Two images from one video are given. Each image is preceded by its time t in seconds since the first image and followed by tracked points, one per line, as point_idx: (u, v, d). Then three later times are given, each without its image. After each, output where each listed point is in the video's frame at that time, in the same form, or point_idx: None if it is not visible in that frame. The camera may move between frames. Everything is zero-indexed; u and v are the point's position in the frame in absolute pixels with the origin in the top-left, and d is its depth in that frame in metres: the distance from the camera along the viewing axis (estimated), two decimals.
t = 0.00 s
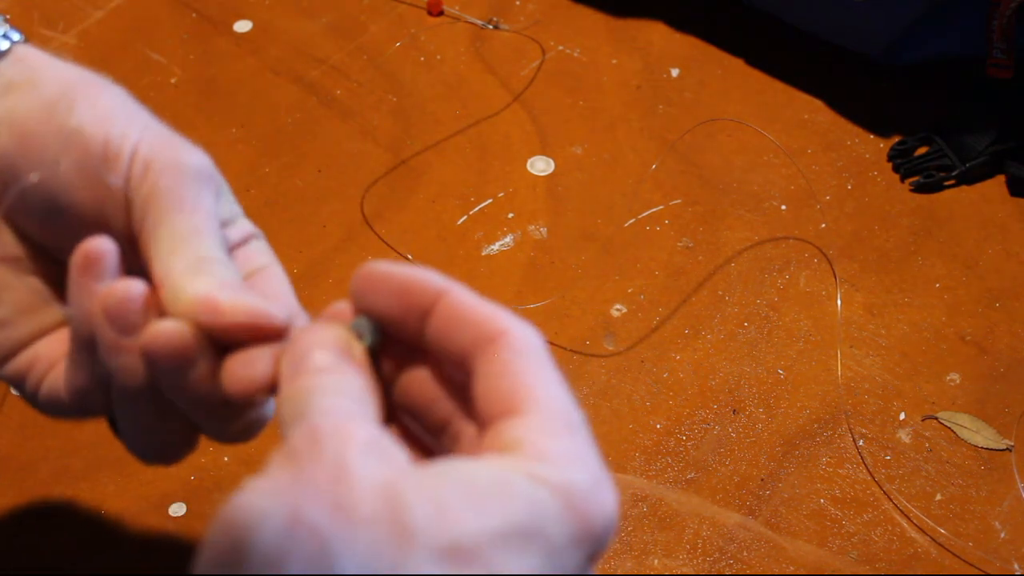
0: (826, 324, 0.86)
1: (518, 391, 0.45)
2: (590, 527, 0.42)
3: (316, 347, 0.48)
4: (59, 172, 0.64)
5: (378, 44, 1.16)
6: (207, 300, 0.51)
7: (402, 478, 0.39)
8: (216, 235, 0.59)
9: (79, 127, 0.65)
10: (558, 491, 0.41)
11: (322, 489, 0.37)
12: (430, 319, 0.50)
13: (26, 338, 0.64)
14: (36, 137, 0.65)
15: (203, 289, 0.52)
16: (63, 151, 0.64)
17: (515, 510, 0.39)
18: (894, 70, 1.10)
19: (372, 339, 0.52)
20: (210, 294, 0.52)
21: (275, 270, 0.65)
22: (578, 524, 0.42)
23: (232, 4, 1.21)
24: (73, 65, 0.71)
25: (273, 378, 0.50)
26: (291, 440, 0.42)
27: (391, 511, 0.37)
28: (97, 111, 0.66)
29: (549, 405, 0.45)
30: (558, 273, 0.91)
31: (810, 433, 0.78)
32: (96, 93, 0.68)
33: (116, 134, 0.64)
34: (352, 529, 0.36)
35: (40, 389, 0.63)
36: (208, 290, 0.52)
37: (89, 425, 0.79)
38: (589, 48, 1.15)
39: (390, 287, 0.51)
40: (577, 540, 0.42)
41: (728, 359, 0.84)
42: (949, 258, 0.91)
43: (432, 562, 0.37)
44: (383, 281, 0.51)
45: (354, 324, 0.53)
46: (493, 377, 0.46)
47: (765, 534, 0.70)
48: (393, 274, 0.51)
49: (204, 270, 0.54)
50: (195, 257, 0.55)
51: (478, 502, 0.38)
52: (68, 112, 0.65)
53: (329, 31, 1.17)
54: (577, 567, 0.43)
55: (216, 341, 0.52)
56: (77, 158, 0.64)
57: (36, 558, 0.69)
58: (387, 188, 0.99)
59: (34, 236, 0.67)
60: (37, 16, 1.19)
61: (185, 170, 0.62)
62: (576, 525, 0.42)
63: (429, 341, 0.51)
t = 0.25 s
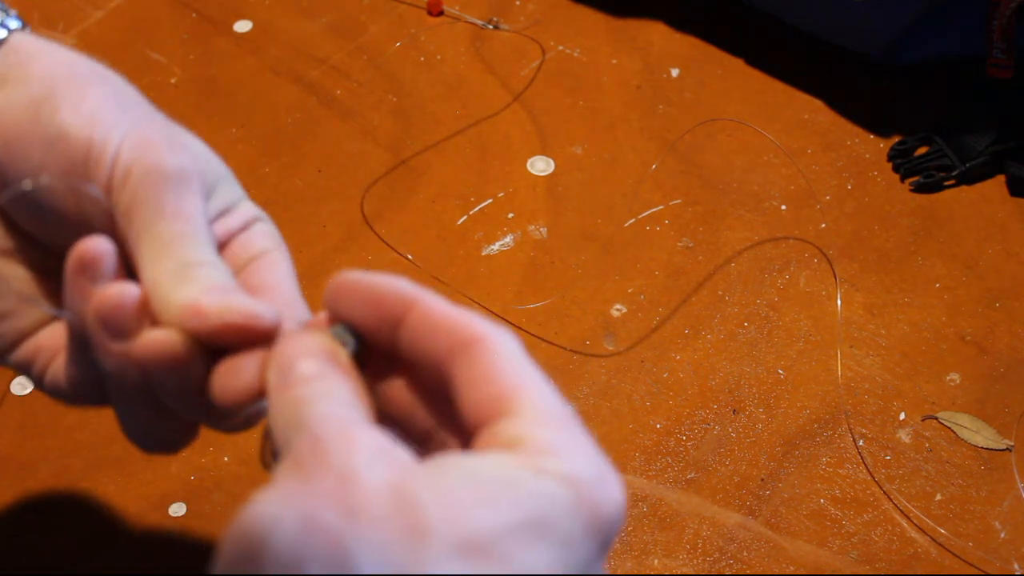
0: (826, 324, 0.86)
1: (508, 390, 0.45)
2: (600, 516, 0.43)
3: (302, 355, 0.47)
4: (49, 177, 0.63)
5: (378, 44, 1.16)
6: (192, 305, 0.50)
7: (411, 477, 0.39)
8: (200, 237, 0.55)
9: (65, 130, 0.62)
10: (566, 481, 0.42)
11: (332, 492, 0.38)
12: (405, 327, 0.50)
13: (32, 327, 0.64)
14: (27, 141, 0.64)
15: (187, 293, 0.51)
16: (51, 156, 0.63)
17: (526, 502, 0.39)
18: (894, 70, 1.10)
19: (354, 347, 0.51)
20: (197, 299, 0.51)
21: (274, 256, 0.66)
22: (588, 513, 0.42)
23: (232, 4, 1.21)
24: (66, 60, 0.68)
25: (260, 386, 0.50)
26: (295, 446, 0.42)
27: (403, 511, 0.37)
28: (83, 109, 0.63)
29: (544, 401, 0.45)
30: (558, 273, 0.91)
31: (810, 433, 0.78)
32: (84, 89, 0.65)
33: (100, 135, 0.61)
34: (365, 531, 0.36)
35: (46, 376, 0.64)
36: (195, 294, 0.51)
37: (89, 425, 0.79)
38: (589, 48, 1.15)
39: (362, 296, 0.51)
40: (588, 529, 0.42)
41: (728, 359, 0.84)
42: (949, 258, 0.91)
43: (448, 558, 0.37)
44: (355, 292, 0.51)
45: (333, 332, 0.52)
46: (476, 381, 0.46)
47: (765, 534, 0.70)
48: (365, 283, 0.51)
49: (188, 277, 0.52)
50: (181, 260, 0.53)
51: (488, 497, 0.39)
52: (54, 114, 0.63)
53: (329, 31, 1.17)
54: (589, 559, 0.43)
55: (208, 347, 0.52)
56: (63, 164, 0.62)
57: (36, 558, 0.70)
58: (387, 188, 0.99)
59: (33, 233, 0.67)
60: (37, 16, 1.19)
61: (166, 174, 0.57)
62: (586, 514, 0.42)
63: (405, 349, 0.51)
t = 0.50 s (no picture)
0: (826, 324, 0.86)
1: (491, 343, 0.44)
2: (610, 444, 0.42)
3: (293, 338, 0.47)
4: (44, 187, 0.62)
5: (378, 44, 1.16)
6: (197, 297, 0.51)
7: (410, 424, 0.38)
8: (203, 240, 0.55)
9: (62, 140, 0.61)
10: (569, 414, 0.40)
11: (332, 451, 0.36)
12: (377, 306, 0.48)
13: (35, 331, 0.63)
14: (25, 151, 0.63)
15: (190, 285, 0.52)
16: (48, 165, 0.61)
17: (531, 434, 0.38)
18: (894, 70, 1.10)
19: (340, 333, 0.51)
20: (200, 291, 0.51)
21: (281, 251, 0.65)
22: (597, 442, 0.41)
23: (232, 4, 1.21)
24: (66, 70, 0.67)
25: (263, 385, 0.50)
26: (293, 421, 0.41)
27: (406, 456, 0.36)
28: (80, 119, 0.62)
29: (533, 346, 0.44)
30: (558, 273, 0.91)
31: (810, 433, 0.78)
32: (82, 99, 0.64)
33: (98, 145, 0.60)
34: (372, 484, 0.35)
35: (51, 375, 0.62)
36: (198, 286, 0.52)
37: (89, 425, 0.79)
38: (589, 48, 1.15)
39: (332, 285, 0.49)
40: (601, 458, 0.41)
41: (728, 359, 0.84)
42: (949, 258, 0.91)
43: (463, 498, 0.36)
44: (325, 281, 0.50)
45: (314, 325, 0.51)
46: (457, 343, 0.44)
47: (765, 534, 0.71)
48: (335, 268, 0.50)
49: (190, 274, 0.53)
50: (183, 256, 0.54)
51: (492, 434, 0.37)
52: (52, 124, 0.62)
53: (329, 31, 1.17)
54: (603, 488, 0.42)
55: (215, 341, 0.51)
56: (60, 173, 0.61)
57: (36, 558, 0.70)
58: (387, 188, 0.99)
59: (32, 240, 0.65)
60: (37, 16, 1.19)
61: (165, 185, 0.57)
62: (595, 442, 0.41)
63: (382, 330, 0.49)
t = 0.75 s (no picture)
0: (826, 324, 0.86)
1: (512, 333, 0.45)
2: (626, 441, 0.42)
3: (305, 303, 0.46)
4: (42, 192, 0.60)
5: (378, 44, 1.16)
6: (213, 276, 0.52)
7: (436, 409, 0.38)
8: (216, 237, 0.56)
9: (66, 144, 0.60)
10: (588, 410, 0.41)
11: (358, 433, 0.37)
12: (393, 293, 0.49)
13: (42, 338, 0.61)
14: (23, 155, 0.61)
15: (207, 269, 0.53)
16: (48, 168, 0.60)
17: (553, 429, 0.39)
18: (894, 70, 1.10)
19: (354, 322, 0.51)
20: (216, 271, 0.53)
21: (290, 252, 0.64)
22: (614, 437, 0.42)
23: (232, 4, 1.21)
24: (67, 79, 0.66)
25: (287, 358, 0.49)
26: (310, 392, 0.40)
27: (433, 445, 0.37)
28: (86, 124, 0.62)
29: (549, 339, 0.45)
30: (558, 273, 0.91)
31: (810, 433, 0.78)
32: (86, 107, 0.63)
33: (106, 151, 0.60)
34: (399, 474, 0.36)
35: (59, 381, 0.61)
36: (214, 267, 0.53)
37: (89, 425, 0.79)
38: (589, 48, 1.15)
39: (341, 270, 0.50)
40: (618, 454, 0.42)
41: (728, 359, 0.84)
42: (949, 258, 0.91)
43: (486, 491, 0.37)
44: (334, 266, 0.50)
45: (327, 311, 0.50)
46: (476, 328, 0.46)
47: (765, 534, 0.71)
48: (347, 254, 0.50)
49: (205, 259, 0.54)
50: (198, 241, 0.55)
51: (516, 426, 0.38)
52: (55, 128, 0.61)
53: (329, 31, 1.17)
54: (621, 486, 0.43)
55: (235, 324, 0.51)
56: (61, 176, 0.60)
57: (36, 558, 0.70)
58: (387, 188, 0.99)
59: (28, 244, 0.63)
60: (37, 16, 1.19)
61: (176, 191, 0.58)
62: (613, 439, 0.42)
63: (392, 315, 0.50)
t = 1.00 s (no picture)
0: (826, 324, 0.86)
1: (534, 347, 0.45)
2: (642, 476, 0.42)
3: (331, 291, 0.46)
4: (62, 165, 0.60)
5: (378, 44, 1.16)
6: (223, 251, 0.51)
7: (460, 431, 0.38)
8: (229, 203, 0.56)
9: (82, 117, 0.61)
10: (608, 441, 0.41)
11: (381, 447, 0.37)
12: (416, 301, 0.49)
13: (55, 324, 0.62)
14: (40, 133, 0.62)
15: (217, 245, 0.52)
16: (67, 143, 0.61)
17: (572, 459, 0.38)
18: (893, 70, 1.10)
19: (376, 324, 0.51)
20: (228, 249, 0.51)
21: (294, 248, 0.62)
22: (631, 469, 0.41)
23: (232, 4, 1.21)
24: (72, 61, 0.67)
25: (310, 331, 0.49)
26: (331, 387, 0.41)
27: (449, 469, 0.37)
28: (101, 97, 0.63)
29: (573, 357, 0.45)
30: (558, 273, 0.91)
31: (810, 433, 0.78)
32: (97, 82, 0.64)
33: (122, 120, 0.61)
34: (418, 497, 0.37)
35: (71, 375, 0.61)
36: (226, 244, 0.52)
37: (90, 425, 0.79)
38: (589, 48, 1.15)
39: (362, 274, 0.50)
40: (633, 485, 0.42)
41: (727, 359, 0.84)
42: (949, 258, 0.91)
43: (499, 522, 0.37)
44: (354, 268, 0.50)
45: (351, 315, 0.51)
46: (500, 344, 0.46)
47: (765, 534, 0.70)
48: (373, 260, 0.50)
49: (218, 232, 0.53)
50: (211, 210, 0.54)
51: (535, 455, 0.38)
52: (71, 103, 0.62)
53: (329, 31, 1.17)
54: (631, 519, 0.43)
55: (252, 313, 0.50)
56: (81, 149, 0.60)
57: (36, 558, 0.70)
58: (387, 188, 0.99)
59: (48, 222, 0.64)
60: (37, 16, 1.19)
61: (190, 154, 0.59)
62: (631, 472, 0.41)
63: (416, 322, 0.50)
